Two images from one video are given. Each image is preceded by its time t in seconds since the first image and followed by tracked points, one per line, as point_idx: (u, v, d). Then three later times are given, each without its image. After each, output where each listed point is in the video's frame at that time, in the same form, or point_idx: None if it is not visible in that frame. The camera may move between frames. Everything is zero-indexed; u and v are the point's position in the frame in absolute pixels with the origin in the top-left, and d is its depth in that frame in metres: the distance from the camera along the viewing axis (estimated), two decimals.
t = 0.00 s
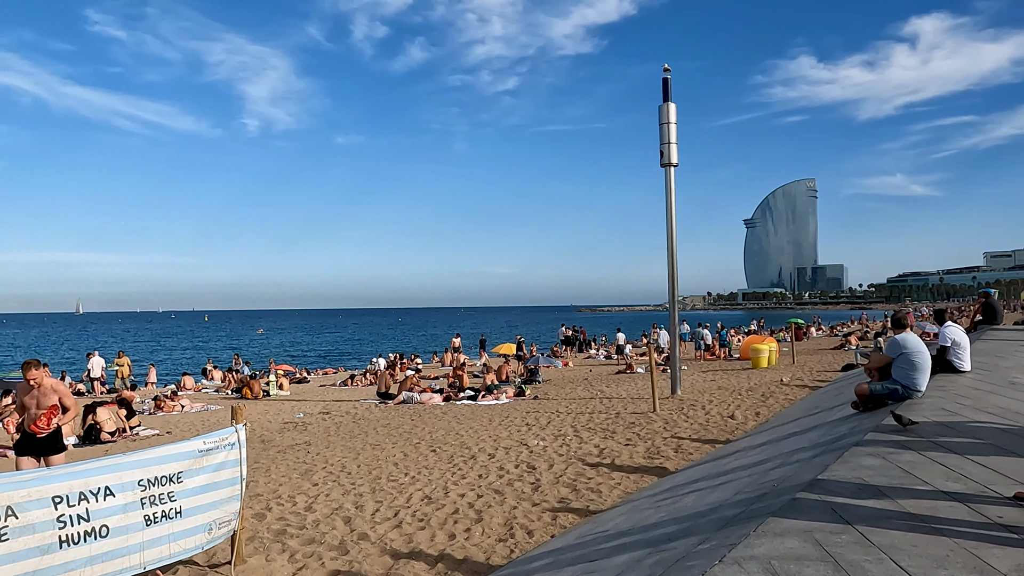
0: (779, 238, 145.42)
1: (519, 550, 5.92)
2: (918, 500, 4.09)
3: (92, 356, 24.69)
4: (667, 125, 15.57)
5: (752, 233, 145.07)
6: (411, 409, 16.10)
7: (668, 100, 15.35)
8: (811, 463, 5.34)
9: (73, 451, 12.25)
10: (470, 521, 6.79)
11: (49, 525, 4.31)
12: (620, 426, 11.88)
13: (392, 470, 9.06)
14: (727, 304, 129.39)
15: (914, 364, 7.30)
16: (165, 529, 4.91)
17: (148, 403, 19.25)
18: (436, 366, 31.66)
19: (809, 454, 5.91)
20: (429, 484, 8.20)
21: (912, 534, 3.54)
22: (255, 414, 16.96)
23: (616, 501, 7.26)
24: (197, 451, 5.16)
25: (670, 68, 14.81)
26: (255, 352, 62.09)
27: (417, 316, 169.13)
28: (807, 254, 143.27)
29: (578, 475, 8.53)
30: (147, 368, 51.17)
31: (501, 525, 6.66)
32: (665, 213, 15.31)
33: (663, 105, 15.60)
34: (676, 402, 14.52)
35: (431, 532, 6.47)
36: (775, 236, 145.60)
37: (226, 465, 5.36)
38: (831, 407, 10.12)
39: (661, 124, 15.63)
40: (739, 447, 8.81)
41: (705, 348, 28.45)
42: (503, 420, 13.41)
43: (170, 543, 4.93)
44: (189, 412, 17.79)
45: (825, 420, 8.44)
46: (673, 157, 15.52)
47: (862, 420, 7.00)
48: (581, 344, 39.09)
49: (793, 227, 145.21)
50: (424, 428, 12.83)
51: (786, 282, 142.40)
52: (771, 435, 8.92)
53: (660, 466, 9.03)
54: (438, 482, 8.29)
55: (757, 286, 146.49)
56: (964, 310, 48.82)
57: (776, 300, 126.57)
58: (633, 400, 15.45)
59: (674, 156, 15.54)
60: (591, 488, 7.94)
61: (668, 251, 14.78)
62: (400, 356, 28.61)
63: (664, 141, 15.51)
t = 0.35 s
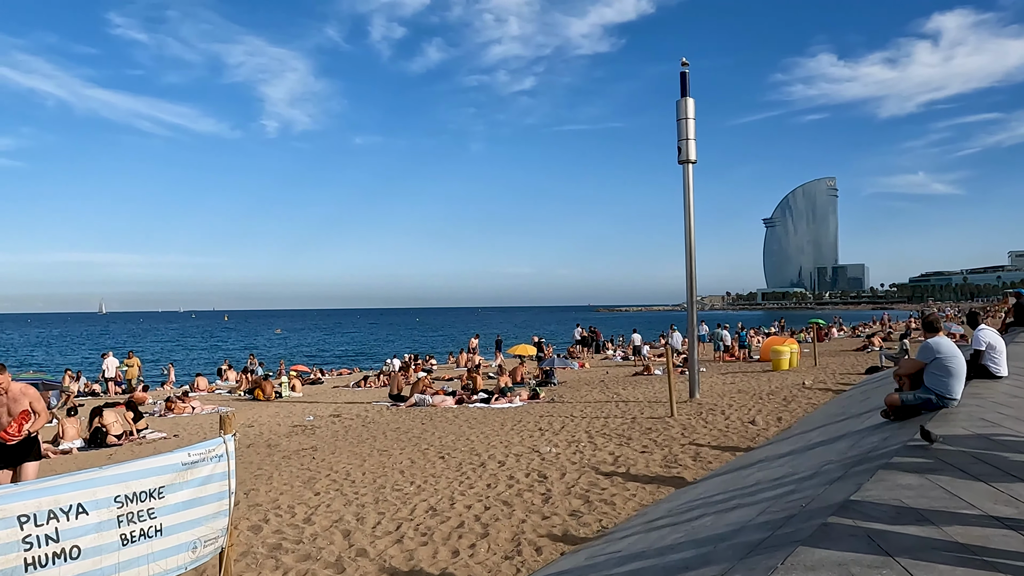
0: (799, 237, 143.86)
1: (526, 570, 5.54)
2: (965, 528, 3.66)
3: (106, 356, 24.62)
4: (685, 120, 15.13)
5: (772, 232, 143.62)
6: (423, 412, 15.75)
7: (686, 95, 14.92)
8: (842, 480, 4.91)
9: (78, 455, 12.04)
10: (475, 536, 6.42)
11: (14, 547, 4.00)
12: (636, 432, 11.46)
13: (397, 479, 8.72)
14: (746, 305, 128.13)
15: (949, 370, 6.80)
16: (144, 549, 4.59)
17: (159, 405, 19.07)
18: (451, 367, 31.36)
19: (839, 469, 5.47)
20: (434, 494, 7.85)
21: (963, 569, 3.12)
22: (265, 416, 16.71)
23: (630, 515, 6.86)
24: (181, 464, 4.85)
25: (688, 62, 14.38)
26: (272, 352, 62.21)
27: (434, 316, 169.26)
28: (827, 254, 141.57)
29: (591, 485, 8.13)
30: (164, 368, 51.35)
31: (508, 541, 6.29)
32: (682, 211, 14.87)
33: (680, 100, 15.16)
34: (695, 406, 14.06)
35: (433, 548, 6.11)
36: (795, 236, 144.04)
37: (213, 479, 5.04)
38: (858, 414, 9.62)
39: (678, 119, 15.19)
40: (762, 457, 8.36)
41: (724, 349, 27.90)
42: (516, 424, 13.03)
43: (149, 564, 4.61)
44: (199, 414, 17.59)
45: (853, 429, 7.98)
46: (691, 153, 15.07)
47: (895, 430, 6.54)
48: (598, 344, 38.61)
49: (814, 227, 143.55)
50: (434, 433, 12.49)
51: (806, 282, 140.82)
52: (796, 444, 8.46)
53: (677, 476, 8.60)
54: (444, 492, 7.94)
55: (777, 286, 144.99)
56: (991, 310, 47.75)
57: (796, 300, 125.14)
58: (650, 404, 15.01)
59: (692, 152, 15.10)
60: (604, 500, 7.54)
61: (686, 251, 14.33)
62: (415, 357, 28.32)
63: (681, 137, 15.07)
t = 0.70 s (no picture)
0: (815, 236, 142.42)
1: None
2: (1018, 556, 3.25)
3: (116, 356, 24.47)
4: (700, 115, 14.70)
5: (788, 231, 142.28)
6: (432, 415, 15.42)
7: (702, 89, 14.49)
8: (873, 497, 4.50)
9: (79, 458, 11.80)
10: (478, 551, 6.05)
11: None
12: (650, 437, 11.05)
13: (400, 486, 8.39)
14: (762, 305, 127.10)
15: (983, 375, 6.37)
16: (117, 568, 4.27)
17: (166, 406, 18.85)
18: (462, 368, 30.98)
19: (869, 483, 5.05)
20: (437, 504, 7.51)
21: None
22: (272, 418, 16.43)
23: (643, 527, 6.46)
24: (159, 476, 4.55)
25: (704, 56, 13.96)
26: (285, 352, 62.19)
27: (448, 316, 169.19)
28: (844, 253, 140.12)
29: (602, 495, 7.75)
30: (177, 368, 51.46)
31: (512, 556, 5.91)
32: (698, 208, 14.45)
33: (696, 95, 14.74)
34: (711, 410, 13.63)
35: (434, 564, 5.75)
36: (811, 235, 142.62)
37: (193, 492, 4.73)
38: (883, 419, 9.16)
39: (693, 114, 14.77)
40: (782, 466, 7.93)
41: (740, 350, 27.34)
42: (526, 428, 12.67)
43: None
44: (205, 415, 17.34)
45: (879, 436, 7.53)
46: (706, 149, 14.65)
47: (926, 440, 6.11)
48: (611, 345, 38.19)
49: (831, 226, 142.02)
50: (441, 436, 12.13)
51: (823, 281, 139.36)
52: (818, 451, 8.02)
53: (692, 485, 8.19)
54: (448, 501, 7.59)
55: (793, 285, 143.68)
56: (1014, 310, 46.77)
57: (812, 300, 123.90)
58: (665, 407, 14.59)
59: (708, 148, 14.68)
60: (615, 510, 7.15)
61: (702, 250, 13.91)
62: (426, 358, 28.00)
63: (697, 132, 14.65)
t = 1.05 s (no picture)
0: (832, 235, 140.96)
1: None
2: None
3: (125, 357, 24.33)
4: (714, 111, 14.25)
5: (804, 230, 140.81)
6: (438, 419, 15.07)
7: (716, 84, 14.05)
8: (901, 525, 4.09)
9: (76, 464, 11.53)
10: (474, 572, 5.68)
11: None
12: (661, 445, 10.64)
13: (398, 498, 8.05)
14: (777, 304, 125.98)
15: (1017, 385, 5.93)
16: None
17: (172, 409, 18.61)
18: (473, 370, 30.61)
19: (896, 506, 4.63)
20: (435, 519, 7.16)
21: None
22: (276, 422, 16.15)
23: (651, 547, 6.07)
24: (126, 497, 4.23)
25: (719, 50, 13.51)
26: (297, 352, 62.07)
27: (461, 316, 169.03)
28: (861, 252, 138.58)
29: (608, 509, 7.36)
30: (190, 368, 51.46)
31: None
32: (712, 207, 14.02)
33: (710, 90, 14.30)
34: (725, 416, 13.19)
35: None
36: (828, 234, 141.18)
37: (164, 513, 4.42)
38: (907, 429, 8.71)
39: (707, 111, 14.33)
40: (800, 479, 7.49)
41: (755, 352, 26.78)
42: (533, 434, 12.29)
43: None
44: (210, 419, 17.09)
45: (904, 449, 7.08)
46: (721, 146, 14.21)
47: (956, 456, 5.66)
48: (624, 346, 37.70)
49: (847, 224, 140.51)
50: (446, 443, 11.78)
51: (840, 281, 137.85)
52: (839, 464, 7.58)
53: (705, 499, 7.77)
54: (446, 516, 7.24)
55: (809, 285, 142.31)
56: None
57: (828, 300, 122.59)
58: (677, 412, 14.16)
59: (722, 145, 14.24)
60: (622, 527, 6.76)
61: (716, 250, 13.48)
62: (436, 359, 27.67)
63: (711, 129, 14.21)
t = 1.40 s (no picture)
0: (849, 234, 139.45)
1: None
2: None
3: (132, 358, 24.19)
4: (724, 105, 13.80)
5: (821, 229, 139.41)
6: (443, 422, 14.72)
7: (726, 77, 13.60)
8: (920, 552, 3.69)
9: (70, 468, 11.29)
10: None
11: None
12: (669, 451, 10.23)
13: (390, 507, 7.70)
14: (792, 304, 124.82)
15: None
16: None
17: (175, 411, 18.38)
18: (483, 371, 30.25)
19: (917, 527, 4.23)
20: (426, 530, 6.81)
21: None
22: (278, 425, 15.88)
23: (651, 564, 5.69)
24: (75, 515, 3.90)
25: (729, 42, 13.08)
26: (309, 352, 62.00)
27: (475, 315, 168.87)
28: (879, 251, 137.00)
29: (609, 521, 6.97)
30: (201, 368, 51.51)
31: None
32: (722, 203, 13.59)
33: (720, 83, 13.85)
34: (737, 419, 12.74)
35: None
36: (844, 233, 139.66)
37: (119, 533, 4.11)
38: (927, 435, 8.24)
39: (717, 105, 13.90)
40: (813, 488, 7.07)
41: (770, 352, 26.23)
42: (538, 439, 11.91)
43: None
44: (212, 421, 16.85)
45: (924, 458, 6.64)
46: (732, 141, 13.78)
47: (982, 468, 5.23)
48: (636, 346, 37.22)
49: (864, 223, 138.96)
50: (446, 448, 11.43)
51: (857, 280, 136.34)
52: (855, 473, 7.14)
53: (712, 509, 7.36)
54: (438, 527, 6.89)
55: (825, 284, 140.90)
56: None
57: (845, 299, 121.28)
58: (687, 415, 13.73)
59: (733, 140, 13.79)
60: (623, 541, 6.37)
61: (727, 248, 13.04)
62: (445, 359, 27.35)
63: (722, 124, 13.77)
